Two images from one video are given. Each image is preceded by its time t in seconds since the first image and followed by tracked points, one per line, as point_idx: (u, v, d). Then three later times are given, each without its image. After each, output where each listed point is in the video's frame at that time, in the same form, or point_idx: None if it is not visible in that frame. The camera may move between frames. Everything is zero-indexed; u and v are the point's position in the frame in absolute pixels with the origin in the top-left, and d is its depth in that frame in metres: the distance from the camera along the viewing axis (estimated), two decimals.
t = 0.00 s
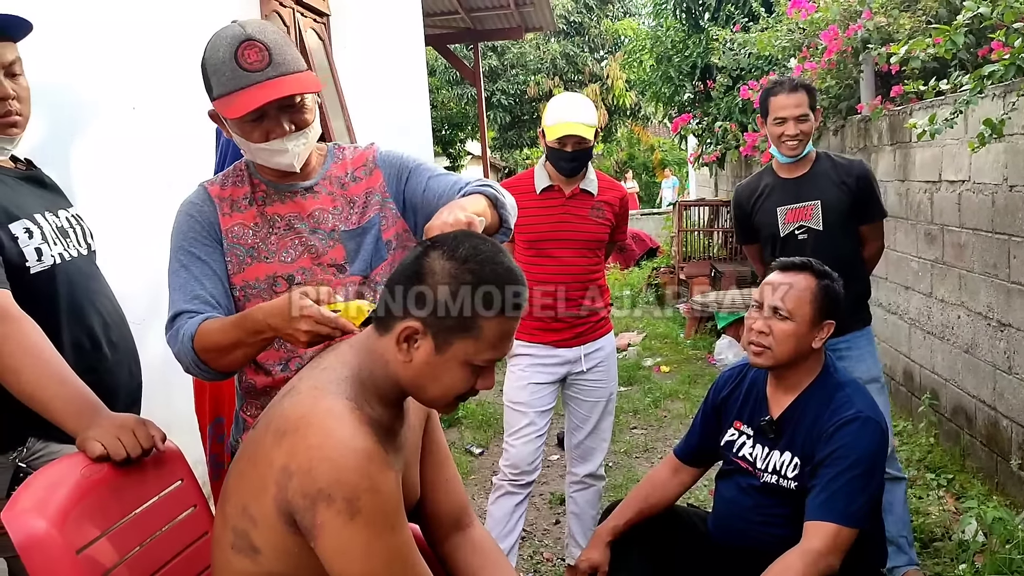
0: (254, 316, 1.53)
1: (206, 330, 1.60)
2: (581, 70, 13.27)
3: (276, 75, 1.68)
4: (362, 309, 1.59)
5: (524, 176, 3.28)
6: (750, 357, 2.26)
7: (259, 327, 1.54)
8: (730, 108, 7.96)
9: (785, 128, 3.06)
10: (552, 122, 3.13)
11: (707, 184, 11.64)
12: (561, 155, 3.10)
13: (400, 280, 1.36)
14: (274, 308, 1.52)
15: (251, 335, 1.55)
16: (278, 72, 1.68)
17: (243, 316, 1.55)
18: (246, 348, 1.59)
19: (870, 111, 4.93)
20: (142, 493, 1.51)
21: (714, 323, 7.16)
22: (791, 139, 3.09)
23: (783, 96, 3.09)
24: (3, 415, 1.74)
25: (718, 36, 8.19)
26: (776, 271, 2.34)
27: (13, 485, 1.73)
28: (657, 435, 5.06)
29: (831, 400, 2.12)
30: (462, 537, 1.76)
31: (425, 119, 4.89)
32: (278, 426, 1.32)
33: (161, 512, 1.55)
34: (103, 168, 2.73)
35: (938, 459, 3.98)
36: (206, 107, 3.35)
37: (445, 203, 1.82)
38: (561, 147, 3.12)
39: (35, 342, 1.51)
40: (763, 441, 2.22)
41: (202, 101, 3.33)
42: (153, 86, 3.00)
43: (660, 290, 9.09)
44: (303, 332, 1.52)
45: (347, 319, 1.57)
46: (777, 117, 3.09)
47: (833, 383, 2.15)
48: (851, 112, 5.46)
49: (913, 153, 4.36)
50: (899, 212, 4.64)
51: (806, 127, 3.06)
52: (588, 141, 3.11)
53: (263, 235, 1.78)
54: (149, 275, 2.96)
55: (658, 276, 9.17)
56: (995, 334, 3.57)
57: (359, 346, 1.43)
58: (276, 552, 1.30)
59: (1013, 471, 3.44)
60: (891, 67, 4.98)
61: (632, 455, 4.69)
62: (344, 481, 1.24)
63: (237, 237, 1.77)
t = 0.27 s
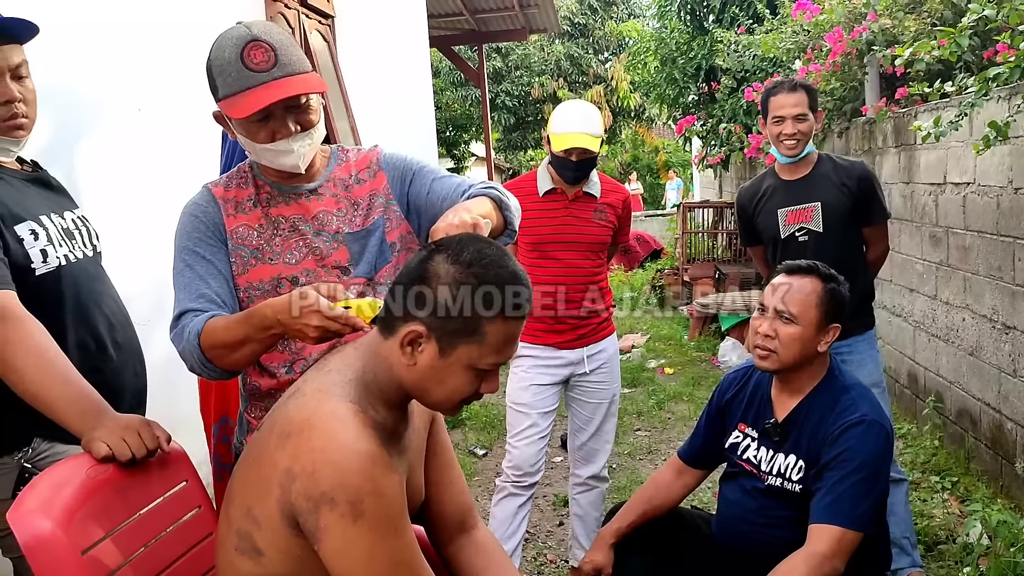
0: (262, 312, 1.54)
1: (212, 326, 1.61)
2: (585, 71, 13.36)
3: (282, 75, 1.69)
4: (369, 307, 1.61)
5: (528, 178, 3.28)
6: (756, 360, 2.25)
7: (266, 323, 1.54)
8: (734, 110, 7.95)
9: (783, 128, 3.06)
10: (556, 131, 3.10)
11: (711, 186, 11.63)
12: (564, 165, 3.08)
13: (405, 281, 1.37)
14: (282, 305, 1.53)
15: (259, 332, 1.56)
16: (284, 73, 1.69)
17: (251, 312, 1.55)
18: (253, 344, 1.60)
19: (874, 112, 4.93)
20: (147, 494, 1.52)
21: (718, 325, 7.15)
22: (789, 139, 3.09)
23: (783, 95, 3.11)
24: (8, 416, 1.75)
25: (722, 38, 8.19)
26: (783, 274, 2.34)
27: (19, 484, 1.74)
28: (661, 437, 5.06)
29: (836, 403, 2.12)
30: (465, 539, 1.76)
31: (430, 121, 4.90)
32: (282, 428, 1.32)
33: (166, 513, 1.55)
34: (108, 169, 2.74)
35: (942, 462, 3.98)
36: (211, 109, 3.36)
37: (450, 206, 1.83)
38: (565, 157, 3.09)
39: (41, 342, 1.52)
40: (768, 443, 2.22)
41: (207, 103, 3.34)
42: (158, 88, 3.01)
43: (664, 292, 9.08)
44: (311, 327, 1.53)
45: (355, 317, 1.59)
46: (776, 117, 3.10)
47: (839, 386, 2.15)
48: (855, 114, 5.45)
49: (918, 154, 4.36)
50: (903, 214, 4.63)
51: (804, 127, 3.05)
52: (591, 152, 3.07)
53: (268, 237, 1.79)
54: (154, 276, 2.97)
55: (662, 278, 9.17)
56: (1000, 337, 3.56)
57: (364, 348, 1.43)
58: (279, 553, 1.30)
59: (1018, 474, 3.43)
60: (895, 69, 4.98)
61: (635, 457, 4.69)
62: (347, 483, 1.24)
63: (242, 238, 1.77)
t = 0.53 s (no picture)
0: (282, 302, 1.54)
1: (229, 320, 1.61)
2: (589, 72, 13.35)
3: (290, 76, 1.70)
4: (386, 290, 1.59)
5: (532, 179, 3.29)
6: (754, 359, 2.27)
7: (287, 313, 1.55)
8: (738, 111, 7.95)
9: (786, 129, 3.07)
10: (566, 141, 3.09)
11: (714, 187, 11.63)
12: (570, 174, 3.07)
13: (408, 282, 1.37)
14: (303, 294, 1.54)
15: (278, 322, 1.57)
16: (292, 73, 1.70)
17: (269, 304, 1.56)
18: (270, 338, 1.60)
19: (879, 114, 4.92)
20: (151, 495, 1.52)
21: (722, 326, 7.15)
22: (791, 140, 3.10)
23: (786, 98, 3.11)
24: (14, 416, 1.76)
25: (726, 39, 8.19)
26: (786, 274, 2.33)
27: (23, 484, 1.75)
28: (664, 438, 5.06)
29: (841, 406, 2.11)
30: (468, 541, 1.76)
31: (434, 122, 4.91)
32: (286, 430, 1.33)
33: (170, 514, 1.56)
34: (114, 171, 2.75)
35: (946, 464, 3.97)
36: (215, 111, 3.37)
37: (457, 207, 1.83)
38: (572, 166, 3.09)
39: (47, 343, 1.52)
40: (771, 444, 2.22)
41: (211, 104, 3.35)
42: (163, 90, 3.02)
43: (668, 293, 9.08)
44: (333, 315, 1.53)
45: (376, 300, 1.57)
46: (779, 119, 3.10)
47: (845, 389, 2.15)
48: (859, 116, 5.45)
49: (922, 156, 4.35)
50: (908, 216, 4.63)
51: (807, 129, 3.06)
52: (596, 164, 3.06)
53: (276, 237, 1.79)
54: (159, 277, 2.98)
55: (665, 279, 9.16)
56: (1004, 339, 3.56)
57: (368, 350, 1.44)
58: (283, 555, 1.31)
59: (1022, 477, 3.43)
60: (899, 71, 4.98)
61: (638, 459, 4.69)
62: (351, 485, 1.25)
63: (250, 238, 1.78)
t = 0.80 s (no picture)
0: (276, 309, 1.54)
1: (224, 326, 1.61)
2: (591, 73, 13.32)
3: (291, 76, 1.70)
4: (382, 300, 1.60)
5: (534, 180, 3.29)
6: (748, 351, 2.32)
7: (281, 320, 1.55)
8: (740, 112, 7.95)
9: (793, 131, 3.07)
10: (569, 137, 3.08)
11: (716, 189, 11.63)
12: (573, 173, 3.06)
13: (409, 279, 1.37)
14: (296, 301, 1.53)
15: (273, 329, 1.57)
16: (293, 73, 1.70)
17: (264, 310, 1.56)
18: (267, 343, 1.60)
19: (881, 116, 4.92)
20: (152, 494, 1.53)
21: (723, 327, 7.15)
22: (798, 141, 3.09)
23: (794, 98, 3.10)
24: (15, 414, 1.76)
25: (728, 40, 8.19)
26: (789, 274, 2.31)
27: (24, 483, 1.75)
28: (665, 439, 5.05)
29: (842, 407, 2.10)
30: (469, 541, 1.76)
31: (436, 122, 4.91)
32: (287, 429, 1.33)
33: (171, 513, 1.56)
34: (116, 171, 2.76)
35: (947, 466, 3.97)
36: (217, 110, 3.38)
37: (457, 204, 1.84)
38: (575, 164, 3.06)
39: (48, 341, 1.53)
40: (770, 443, 2.23)
41: (213, 104, 3.35)
42: (165, 89, 3.03)
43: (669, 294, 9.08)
44: (327, 322, 1.52)
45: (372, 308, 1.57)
46: (786, 120, 3.10)
47: (847, 390, 2.14)
48: (861, 117, 5.45)
49: (924, 158, 4.35)
50: (910, 218, 4.62)
51: (814, 130, 3.06)
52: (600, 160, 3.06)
53: (276, 237, 1.79)
54: (160, 276, 2.98)
55: (667, 281, 9.15)
56: (1006, 341, 3.55)
57: (369, 350, 1.44)
58: (284, 554, 1.31)
59: None
60: (902, 72, 4.97)
61: (639, 460, 4.69)
62: (352, 484, 1.25)
63: (250, 238, 1.78)
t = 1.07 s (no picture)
0: (262, 317, 1.54)
1: (212, 330, 1.62)
2: (592, 74, 13.33)
3: (282, 76, 1.69)
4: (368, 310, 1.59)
5: (534, 179, 3.28)
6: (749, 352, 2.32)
7: (267, 328, 1.54)
8: (741, 114, 7.95)
9: (796, 133, 3.07)
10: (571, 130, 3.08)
11: (717, 190, 11.62)
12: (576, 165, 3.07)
13: (410, 279, 1.37)
14: (282, 310, 1.52)
15: (259, 337, 1.56)
16: (285, 74, 1.70)
17: (251, 317, 1.55)
18: (253, 349, 1.60)
19: (882, 117, 4.92)
20: (152, 491, 1.53)
21: (723, 328, 7.15)
22: (801, 144, 3.10)
23: (797, 100, 3.10)
24: (15, 412, 1.76)
25: (729, 41, 8.19)
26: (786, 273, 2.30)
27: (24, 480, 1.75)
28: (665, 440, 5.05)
29: (841, 406, 2.10)
30: (468, 540, 1.76)
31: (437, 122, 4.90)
32: (288, 427, 1.33)
33: (171, 511, 1.56)
34: (117, 169, 2.76)
35: (946, 468, 3.97)
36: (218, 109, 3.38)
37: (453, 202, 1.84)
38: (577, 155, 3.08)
39: (48, 339, 1.53)
40: (769, 440, 2.23)
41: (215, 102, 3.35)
42: (166, 88, 3.03)
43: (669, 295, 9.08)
44: (311, 332, 1.52)
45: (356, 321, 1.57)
46: (789, 122, 3.09)
47: (846, 390, 2.13)
48: (862, 118, 5.44)
49: (924, 160, 4.35)
50: (910, 219, 4.62)
51: (817, 133, 3.05)
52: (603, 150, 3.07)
53: (271, 237, 1.79)
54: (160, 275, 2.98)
55: (667, 281, 9.14)
56: (1006, 343, 3.55)
57: (370, 348, 1.44)
58: (284, 552, 1.31)
59: None
60: (903, 74, 4.97)
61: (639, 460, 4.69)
62: (352, 482, 1.25)
63: (245, 239, 1.78)
